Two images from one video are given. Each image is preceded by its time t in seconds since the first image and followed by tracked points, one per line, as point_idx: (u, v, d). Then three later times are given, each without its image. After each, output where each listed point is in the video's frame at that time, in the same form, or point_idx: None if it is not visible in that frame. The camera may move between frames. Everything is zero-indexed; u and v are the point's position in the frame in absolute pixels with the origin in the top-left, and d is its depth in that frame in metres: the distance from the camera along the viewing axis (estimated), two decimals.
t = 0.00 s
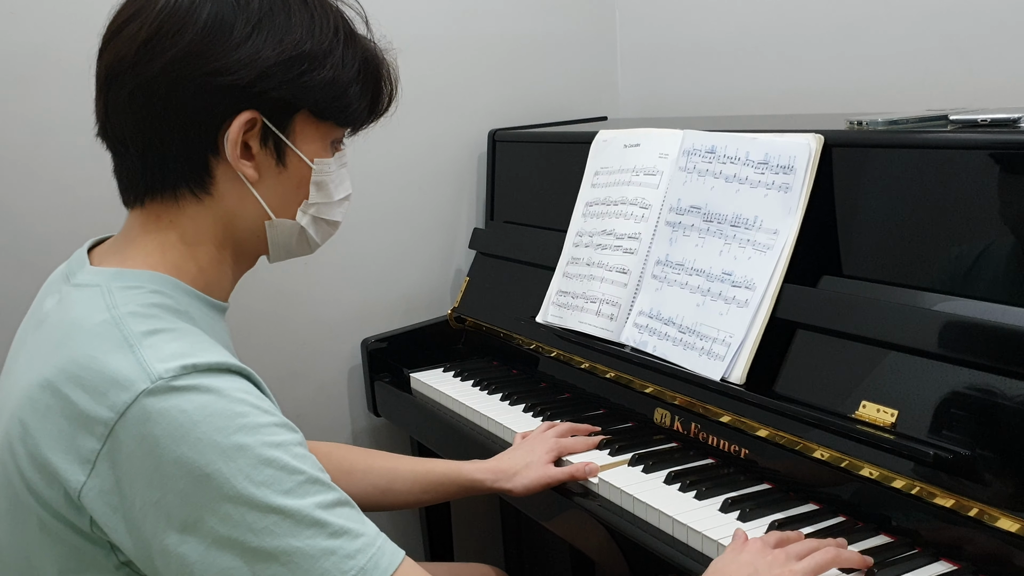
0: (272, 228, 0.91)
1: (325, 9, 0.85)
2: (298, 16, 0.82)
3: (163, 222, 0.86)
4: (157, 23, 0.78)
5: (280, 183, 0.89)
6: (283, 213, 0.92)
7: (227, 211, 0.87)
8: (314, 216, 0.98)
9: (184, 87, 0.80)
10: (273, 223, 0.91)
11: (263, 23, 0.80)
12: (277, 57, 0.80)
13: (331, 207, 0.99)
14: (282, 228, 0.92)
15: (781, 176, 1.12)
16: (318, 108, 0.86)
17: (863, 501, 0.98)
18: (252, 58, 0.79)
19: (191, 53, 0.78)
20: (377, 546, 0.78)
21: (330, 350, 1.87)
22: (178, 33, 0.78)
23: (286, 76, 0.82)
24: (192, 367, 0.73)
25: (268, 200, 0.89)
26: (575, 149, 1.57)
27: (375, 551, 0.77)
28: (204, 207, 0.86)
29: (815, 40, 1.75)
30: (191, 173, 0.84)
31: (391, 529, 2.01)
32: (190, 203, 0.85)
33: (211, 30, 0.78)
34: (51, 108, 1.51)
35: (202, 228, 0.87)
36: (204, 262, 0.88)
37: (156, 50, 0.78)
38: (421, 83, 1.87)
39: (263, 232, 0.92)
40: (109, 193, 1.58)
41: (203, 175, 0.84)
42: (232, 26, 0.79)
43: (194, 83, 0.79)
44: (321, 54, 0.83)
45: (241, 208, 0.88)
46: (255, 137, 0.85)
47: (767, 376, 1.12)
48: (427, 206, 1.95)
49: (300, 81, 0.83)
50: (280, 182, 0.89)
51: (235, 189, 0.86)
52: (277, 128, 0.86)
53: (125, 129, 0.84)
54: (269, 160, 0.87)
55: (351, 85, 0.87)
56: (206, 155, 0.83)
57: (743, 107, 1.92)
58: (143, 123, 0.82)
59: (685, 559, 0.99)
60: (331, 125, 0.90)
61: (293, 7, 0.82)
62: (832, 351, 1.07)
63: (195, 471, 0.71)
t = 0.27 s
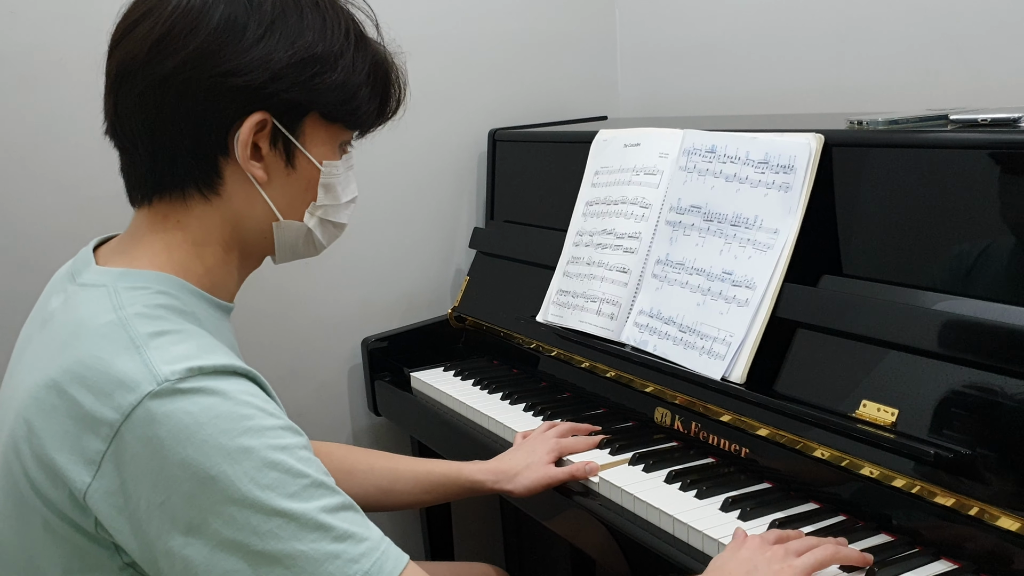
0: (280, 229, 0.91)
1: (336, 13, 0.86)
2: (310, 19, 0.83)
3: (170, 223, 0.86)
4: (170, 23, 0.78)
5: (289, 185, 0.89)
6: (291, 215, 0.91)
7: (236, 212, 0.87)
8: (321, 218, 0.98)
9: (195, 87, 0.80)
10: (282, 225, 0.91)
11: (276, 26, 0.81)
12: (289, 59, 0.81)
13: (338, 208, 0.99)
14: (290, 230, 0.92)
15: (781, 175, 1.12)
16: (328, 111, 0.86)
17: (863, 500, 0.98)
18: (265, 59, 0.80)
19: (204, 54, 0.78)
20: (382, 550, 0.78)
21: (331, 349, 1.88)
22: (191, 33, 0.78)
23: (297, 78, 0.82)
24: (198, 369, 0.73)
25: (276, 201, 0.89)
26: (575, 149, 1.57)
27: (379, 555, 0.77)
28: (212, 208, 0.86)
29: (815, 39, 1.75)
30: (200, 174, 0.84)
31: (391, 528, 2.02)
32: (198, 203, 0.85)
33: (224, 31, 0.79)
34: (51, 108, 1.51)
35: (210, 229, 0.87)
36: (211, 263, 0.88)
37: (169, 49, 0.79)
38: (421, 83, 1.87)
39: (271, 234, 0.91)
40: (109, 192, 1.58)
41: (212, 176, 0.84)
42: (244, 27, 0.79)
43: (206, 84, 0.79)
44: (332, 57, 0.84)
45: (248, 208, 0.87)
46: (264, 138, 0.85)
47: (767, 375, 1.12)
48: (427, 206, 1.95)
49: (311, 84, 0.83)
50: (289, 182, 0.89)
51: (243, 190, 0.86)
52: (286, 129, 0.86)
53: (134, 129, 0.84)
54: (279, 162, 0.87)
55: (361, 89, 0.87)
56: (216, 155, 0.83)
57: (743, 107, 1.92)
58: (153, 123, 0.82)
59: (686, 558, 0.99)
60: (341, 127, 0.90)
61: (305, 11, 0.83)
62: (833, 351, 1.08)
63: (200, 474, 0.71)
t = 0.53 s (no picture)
0: (286, 234, 0.92)
1: (350, 19, 0.85)
2: (325, 26, 0.83)
3: (178, 225, 0.86)
4: (185, 25, 0.77)
5: (297, 190, 0.90)
6: (298, 220, 0.92)
7: (244, 216, 0.87)
8: (330, 225, 0.99)
9: (209, 91, 0.79)
10: (288, 229, 0.91)
11: (291, 31, 0.81)
12: (304, 66, 0.80)
13: (347, 215, 1.00)
14: (296, 234, 0.92)
15: (781, 176, 1.12)
16: (340, 117, 0.86)
17: (862, 501, 0.98)
18: (280, 65, 0.79)
19: (220, 58, 0.78)
20: (385, 558, 0.78)
21: (330, 350, 1.87)
22: (206, 36, 0.78)
23: (311, 85, 0.82)
24: (204, 377, 0.73)
25: (284, 207, 0.89)
26: (574, 150, 1.57)
27: (383, 563, 0.77)
28: (220, 211, 0.86)
29: (814, 40, 1.75)
30: (210, 177, 0.84)
31: (390, 530, 2.01)
32: (207, 206, 0.85)
33: (240, 35, 0.78)
34: (51, 108, 1.51)
35: (217, 233, 0.87)
36: (217, 266, 0.87)
37: (185, 52, 0.78)
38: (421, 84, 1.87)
39: (278, 238, 0.92)
40: (108, 193, 1.58)
41: (222, 180, 0.84)
42: (260, 32, 0.79)
43: (221, 88, 0.79)
44: (346, 64, 0.84)
45: (256, 212, 0.87)
46: (276, 143, 0.85)
47: (766, 376, 1.12)
48: (427, 207, 1.95)
49: (325, 91, 0.83)
50: (297, 187, 0.89)
51: (254, 196, 0.86)
52: (298, 134, 0.86)
53: (146, 130, 0.83)
54: (289, 167, 0.87)
55: (373, 96, 0.88)
56: (227, 159, 0.83)
57: (742, 108, 1.92)
58: (164, 125, 0.82)
59: (685, 560, 0.99)
60: (352, 134, 0.90)
61: (320, 17, 0.83)
62: (832, 352, 1.08)
63: (204, 482, 0.71)
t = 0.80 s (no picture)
0: (297, 238, 0.91)
1: (367, 24, 0.86)
2: (343, 31, 0.83)
3: (185, 229, 0.85)
4: (204, 26, 0.77)
5: (310, 195, 0.89)
6: (308, 225, 0.91)
7: (254, 221, 0.86)
8: (339, 228, 0.99)
9: (227, 94, 0.79)
10: (299, 234, 0.91)
11: (310, 35, 0.81)
12: (322, 71, 0.81)
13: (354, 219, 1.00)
14: (306, 240, 0.92)
15: (779, 176, 1.13)
16: (355, 122, 0.87)
17: (861, 500, 0.99)
18: (299, 69, 0.79)
19: (240, 60, 0.78)
20: (418, 523, 0.76)
21: (329, 350, 1.88)
22: (225, 39, 0.78)
23: (329, 90, 0.82)
24: (216, 372, 0.73)
25: (296, 211, 0.89)
26: (573, 150, 1.57)
27: (416, 526, 0.75)
28: (230, 215, 0.85)
29: (813, 39, 1.75)
30: (222, 181, 0.83)
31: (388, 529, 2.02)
32: (217, 210, 0.84)
33: (260, 37, 0.78)
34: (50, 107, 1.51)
35: (227, 238, 0.86)
36: (225, 269, 0.87)
37: (204, 53, 0.78)
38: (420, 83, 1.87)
39: (287, 242, 0.91)
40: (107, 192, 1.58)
41: (234, 184, 0.84)
42: (280, 37, 0.79)
43: (240, 90, 0.79)
44: (363, 70, 0.84)
45: (266, 218, 0.87)
46: (291, 148, 0.85)
47: (764, 376, 1.12)
48: (426, 207, 1.95)
49: (342, 96, 0.83)
50: (310, 192, 0.89)
51: (264, 201, 0.86)
52: (313, 140, 0.86)
53: (158, 131, 0.83)
54: (302, 172, 0.87)
55: (387, 101, 0.88)
56: (241, 162, 0.83)
57: (740, 108, 1.93)
58: (178, 125, 0.82)
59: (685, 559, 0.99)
60: (364, 140, 0.91)
61: (337, 21, 0.83)
62: (830, 351, 1.08)
63: (226, 466, 0.70)
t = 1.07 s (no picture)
0: (302, 238, 0.91)
1: (371, 24, 0.86)
2: (349, 30, 0.83)
3: (190, 228, 0.85)
4: (211, 25, 0.77)
5: (316, 193, 0.89)
6: (313, 224, 0.91)
7: (260, 219, 0.86)
8: (343, 227, 0.99)
9: (234, 93, 0.79)
10: (304, 233, 0.91)
11: (316, 34, 0.81)
12: (329, 70, 0.81)
13: (355, 219, 1.00)
14: (311, 238, 0.92)
15: (776, 176, 1.13)
16: (360, 120, 0.87)
17: (859, 500, 0.99)
18: (307, 68, 0.79)
19: (249, 59, 0.78)
20: (420, 529, 0.76)
21: (327, 351, 1.87)
22: (233, 38, 0.77)
23: (335, 89, 0.82)
24: (221, 374, 0.73)
25: (301, 210, 0.89)
26: (570, 150, 1.57)
27: (418, 532, 0.75)
28: (236, 214, 0.85)
29: (810, 39, 1.76)
30: (229, 179, 0.83)
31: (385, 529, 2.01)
32: (223, 208, 0.84)
33: (270, 36, 0.78)
34: (47, 107, 1.50)
35: (232, 237, 0.86)
36: (229, 270, 0.86)
37: (212, 53, 0.77)
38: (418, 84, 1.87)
39: (292, 241, 0.91)
40: (105, 193, 1.58)
41: (241, 183, 0.83)
42: (287, 35, 0.79)
43: (248, 89, 0.79)
44: (369, 69, 0.84)
45: (273, 216, 0.87)
46: (298, 146, 0.85)
47: (762, 376, 1.12)
48: (424, 208, 1.95)
49: (348, 94, 0.84)
50: (315, 191, 0.89)
51: (270, 200, 0.86)
52: (319, 138, 0.86)
53: (163, 131, 0.82)
54: (308, 170, 0.87)
55: (392, 101, 0.88)
56: (247, 161, 0.83)
57: (737, 108, 1.93)
58: (184, 125, 0.81)
59: (683, 559, 1.00)
60: (369, 138, 0.91)
61: (344, 21, 0.83)
62: (827, 351, 1.08)
63: (230, 469, 0.70)
